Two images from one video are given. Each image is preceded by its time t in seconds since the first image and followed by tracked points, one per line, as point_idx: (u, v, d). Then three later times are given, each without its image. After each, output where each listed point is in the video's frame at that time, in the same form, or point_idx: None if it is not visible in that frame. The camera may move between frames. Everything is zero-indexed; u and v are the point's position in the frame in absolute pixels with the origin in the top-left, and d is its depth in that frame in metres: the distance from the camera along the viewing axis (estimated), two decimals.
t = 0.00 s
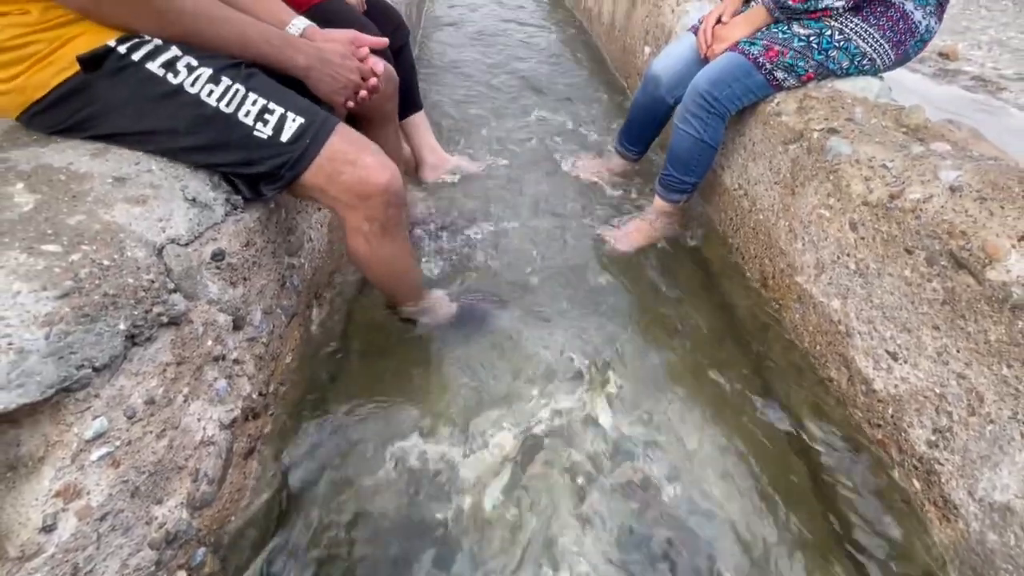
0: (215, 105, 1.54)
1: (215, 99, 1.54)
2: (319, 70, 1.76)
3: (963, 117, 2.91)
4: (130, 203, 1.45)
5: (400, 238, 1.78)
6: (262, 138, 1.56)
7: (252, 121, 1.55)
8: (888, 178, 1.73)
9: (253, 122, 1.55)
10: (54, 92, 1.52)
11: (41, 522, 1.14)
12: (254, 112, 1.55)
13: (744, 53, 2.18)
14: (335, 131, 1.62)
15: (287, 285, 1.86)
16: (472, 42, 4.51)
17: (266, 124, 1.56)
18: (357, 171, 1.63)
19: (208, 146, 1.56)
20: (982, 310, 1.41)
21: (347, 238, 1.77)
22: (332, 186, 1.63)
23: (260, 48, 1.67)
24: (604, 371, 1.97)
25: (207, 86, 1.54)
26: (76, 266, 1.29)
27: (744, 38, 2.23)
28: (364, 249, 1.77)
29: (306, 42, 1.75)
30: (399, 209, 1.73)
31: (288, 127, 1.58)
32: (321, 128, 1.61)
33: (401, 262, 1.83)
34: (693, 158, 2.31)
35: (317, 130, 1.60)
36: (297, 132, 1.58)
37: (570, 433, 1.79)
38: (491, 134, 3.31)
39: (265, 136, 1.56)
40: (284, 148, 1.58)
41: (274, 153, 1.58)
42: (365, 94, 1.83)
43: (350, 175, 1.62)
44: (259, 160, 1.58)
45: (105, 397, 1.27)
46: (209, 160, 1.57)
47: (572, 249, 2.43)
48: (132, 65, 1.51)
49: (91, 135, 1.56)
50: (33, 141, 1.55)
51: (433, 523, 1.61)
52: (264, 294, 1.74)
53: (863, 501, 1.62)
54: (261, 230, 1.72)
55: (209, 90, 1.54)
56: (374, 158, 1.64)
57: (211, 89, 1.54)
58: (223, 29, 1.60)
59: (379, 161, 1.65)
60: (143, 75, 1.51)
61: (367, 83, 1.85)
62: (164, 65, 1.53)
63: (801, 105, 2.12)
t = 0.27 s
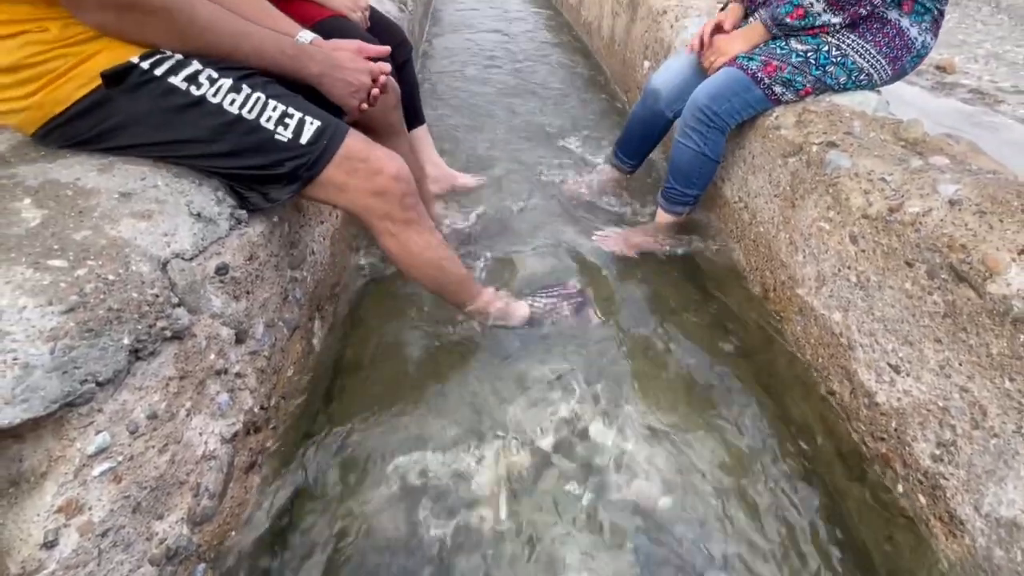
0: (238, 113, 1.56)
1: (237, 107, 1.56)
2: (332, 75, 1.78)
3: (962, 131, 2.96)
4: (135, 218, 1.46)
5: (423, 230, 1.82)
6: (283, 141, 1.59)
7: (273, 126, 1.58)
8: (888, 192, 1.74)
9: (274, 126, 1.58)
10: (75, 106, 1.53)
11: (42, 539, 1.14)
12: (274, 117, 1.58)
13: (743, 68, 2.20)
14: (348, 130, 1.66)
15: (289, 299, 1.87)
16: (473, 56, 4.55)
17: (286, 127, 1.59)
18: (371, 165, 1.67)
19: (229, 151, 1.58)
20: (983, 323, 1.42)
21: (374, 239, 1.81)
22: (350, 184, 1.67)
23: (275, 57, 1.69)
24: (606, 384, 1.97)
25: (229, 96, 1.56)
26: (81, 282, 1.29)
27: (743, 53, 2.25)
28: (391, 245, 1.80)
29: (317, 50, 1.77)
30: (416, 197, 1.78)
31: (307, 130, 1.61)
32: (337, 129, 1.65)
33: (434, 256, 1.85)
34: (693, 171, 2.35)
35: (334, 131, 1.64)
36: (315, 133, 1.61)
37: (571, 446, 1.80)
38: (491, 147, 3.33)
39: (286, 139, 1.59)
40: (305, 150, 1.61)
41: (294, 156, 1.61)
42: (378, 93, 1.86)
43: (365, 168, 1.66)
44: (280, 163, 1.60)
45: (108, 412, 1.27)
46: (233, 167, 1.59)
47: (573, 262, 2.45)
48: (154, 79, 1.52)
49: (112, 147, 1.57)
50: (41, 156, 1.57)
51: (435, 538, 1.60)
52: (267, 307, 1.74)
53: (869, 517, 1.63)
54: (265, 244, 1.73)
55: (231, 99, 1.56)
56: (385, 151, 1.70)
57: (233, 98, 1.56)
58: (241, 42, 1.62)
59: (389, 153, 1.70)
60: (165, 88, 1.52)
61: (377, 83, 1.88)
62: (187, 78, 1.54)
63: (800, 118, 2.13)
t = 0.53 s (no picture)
0: (237, 130, 1.57)
1: (237, 124, 1.57)
2: (335, 90, 1.80)
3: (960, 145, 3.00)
4: (143, 232, 1.47)
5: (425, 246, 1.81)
6: (281, 159, 1.60)
7: (272, 143, 1.59)
8: (885, 206, 1.76)
9: (273, 144, 1.59)
10: (79, 122, 1.55)
11: (44, 554, 1.15)
12: (273, 134, 1.59)
13: (740, 83, 2.23)
14: (348, 147, 1.68)
15: (292, 312, 1.88)
16: (473, 72, 4.59)
17: (284, 145, 1.60)
18: (368, 180, 1.68)
19: (226, 170, 1.58)
20: (982, 336, 1.43)
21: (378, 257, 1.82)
22: (349, 201, 1.69)
23: (278, 75, 1.70)
24: (607, 397, 1.98)
25: (229, 113, 1.58)
26: (88, 297, 1.30)
27: (740, 68, 2.28)
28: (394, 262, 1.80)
29: (320, 66, 1.78)
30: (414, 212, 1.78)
31: (305, 148, 1.62)
32: (336, 148, 1.66)
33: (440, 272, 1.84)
34: (695, 183, 2.36)
35: (333, 149, 1.66)
36: (314, 151, 1.63)
37: (572, 460, 1.80)
38: (492, 161, 3.36)
39: (284, 157, 1.60)
40: (302, 168, 1.62)
41: (292, 173, 1.62)
42: (378, 108, 1.88)
43: (363, 184, 1.68)
44: (278, 181, 1.61)
45: (113, 427, 1.27)
46: (231, 185, 1.59)
47: (574, 276, 2.47)
48: (157, 96, 1.54)
49: (116, 163, 1.58)
50: (50, 173, 1.59)
51: (436, 552, 1.61)
52: (270, 321, 1.75)
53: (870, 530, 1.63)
54: (268, 258, 1.74)
55: (231, 116, 1.58)
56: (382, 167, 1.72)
57: (233, 115, 1.58)
58: (244, 61, 1.64)
59: (386, 169, 1.72)
60: (167, 105, 1.55)
61: (377, 98, 1.89)
62: (189, 96, 1.56)
63: (797, 133, 2.15)
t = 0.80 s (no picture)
0: (236, 152, 1.58)
1: (236, 145, 1.59)
2: (336, 117, 1.82)
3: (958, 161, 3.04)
4: (150, 249, 1.48)
5: (412, 281, 1.78)
6: (279, 183, 1.61)
7: (269, 167, 1.60)
8: (883, 220, 1.78)
9: (271, 167, 1.60)
10: (84, 141, 1.56)
11: (49, 570, 1.14)
12: (271, 158, 1.60)
13: (739, 98, 2.25)
14: (346, 175, 1.67)
15: (295, 326, 1.89)
16: (475, 87, 4.62)
17: (282, 169, 1.60)
18: (365, 211, 1.66)
19: (225, 189, 1.60)
20: (982, 351, 1.44)
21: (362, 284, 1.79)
22: (343, 228, 1.66)
23: (280, 98, 1.73)
24: (609, 410, 1.98)
25: (229, 134, 1.59)
26: (94, 312, 1.31)
27: (742, 80, 2.29)
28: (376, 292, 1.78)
29: (322, 91, 1.81)
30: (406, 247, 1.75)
31: (303, 173, 1.62)
32: (335, 175, 1.65)
33: (422, 310, 1.82)
34: (695, 198, 2.38)
35: (332, 177, 1.65)
36: (312, 177, 1.62)
37: (573, 474, 1.80)
38: (493, 175, 3.38)
39: (281, 181, 1.61)
40: (299, 193, 1.62)
41: (289, 198, 1.62)
42: (375, 138, 1.89)
43: (360, 213, 1.66)
44: (275, 204, 1.62)
45: (117, 443, 1.28)
46: (230, 206, 1.61)
47: (575, 289, 2.48)
48: (159, 116, 1.56)
49: (119, 181, 1.60)
50: (57, 190, 1.61)
51: (437, 567, 1.60)
52: (273, 335, 1.76)
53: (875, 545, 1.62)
54: (272, 273, 1.76)
55: (230, 138, 1.59)
56: (384, 200, 1.69)
57: (232, 137, 1.59)
58: (246, 85, 1.67)
59: (388, 201, 1.70)
60: (169, 124, 1.56)
61: (376, 126, 1.91)
62: (190, 115, 1.58)
63: (796, 147, 2.17)
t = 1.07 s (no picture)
0: (238, 172, 1.61)
1: (239, 166, 1.61)
2: (338, 134, 1.84)
3: (955, 173, 3.08)
4: (157, 265, 1.50)
5: (401, 299, 1.85)
6: (280, 203, 1.63)
7: (271, 187, 1.62)
8: (882, 234, 1.80)
9: (272, 188, 1.62)
10: (92, 159, 1.59)
11: None
12: (273, 178, 1.62)
13: (738, 113, 2.27)
14: (348, 196, 1.68)
15: (298, 340, 1.90)
16: (476, 102, 4.66)
17: (283, 190, 1.62)
18: (366, 236, 1.68)
19: (227, 209, 1.62)
20: (982, 363, 1.45)
21: (349, 293, 1.82)
22: (340, 248, 1.68)
23: (285, 118, 1.76)
24: (611, 423, 1.99)
25: (232, 154, 1.61)
26: (102, 327, 1.31)
27: (739, 99, 2.32)
28: (364, 306, 1.82)
29: (325, 110, 1.83)
30: (404, 274, 1.79)
31: (305, 194, 1.64)
32: (336, 195, 1.67)
33: (402, 324, 1.91)
34: (694, 213, 2.40)
35: (332, 198, 1.66)
36: (313, 198, 1.64)
37: (575, 487, 1.81)
38: (494, 189, 3.40)
39: (282, 201, 1.63)
40: (300, 214, 1.64)
41: (290, 218, 1.64)
42: (375, 155, 1.91)
43: (361, 238, 1.67)
44: (276, 223, 1.64)
45: (122, 457, 1.29)
46: (233, 225, 1.63)
47: (577, 302, 2.49)
48: (165, 135, 1.59)
49: (125, 198, 1.62)
50: (65, 207, 1.63)
51: None
52: (277, 348, 1.78)
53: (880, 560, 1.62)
54: (276, 287, 1.77)
55: (234, 158, 1.61)
56: (390, 227, 1.71)
57: (236, 156, 1.61)
58: (252, 105, 1.70)
59: (393, 228, 1.72)
60: (174, 143, 1.59)
61: (377, 144, 1.93)
62: (195, 135, 1.61)
63: (794, 162, 2.20)
